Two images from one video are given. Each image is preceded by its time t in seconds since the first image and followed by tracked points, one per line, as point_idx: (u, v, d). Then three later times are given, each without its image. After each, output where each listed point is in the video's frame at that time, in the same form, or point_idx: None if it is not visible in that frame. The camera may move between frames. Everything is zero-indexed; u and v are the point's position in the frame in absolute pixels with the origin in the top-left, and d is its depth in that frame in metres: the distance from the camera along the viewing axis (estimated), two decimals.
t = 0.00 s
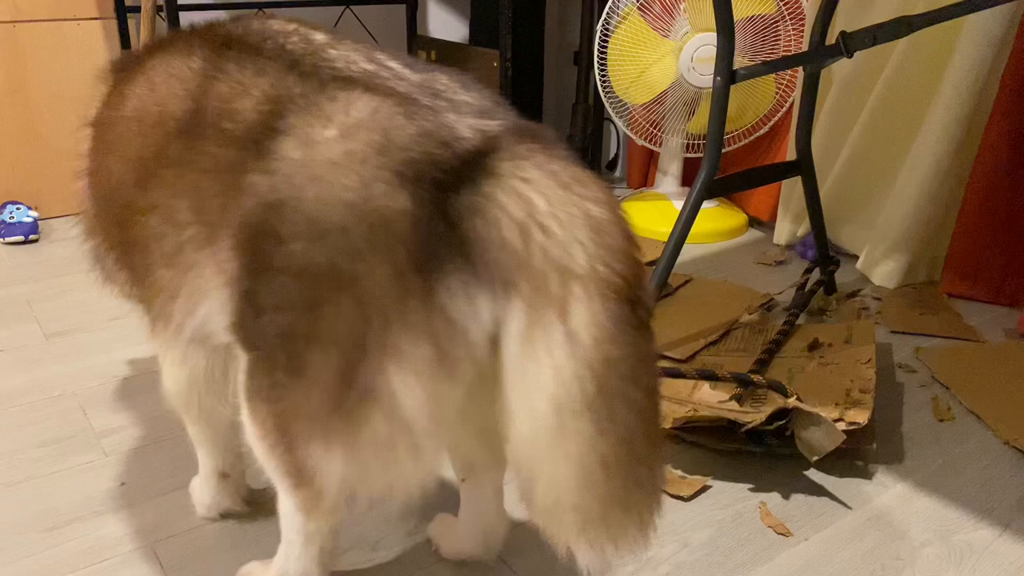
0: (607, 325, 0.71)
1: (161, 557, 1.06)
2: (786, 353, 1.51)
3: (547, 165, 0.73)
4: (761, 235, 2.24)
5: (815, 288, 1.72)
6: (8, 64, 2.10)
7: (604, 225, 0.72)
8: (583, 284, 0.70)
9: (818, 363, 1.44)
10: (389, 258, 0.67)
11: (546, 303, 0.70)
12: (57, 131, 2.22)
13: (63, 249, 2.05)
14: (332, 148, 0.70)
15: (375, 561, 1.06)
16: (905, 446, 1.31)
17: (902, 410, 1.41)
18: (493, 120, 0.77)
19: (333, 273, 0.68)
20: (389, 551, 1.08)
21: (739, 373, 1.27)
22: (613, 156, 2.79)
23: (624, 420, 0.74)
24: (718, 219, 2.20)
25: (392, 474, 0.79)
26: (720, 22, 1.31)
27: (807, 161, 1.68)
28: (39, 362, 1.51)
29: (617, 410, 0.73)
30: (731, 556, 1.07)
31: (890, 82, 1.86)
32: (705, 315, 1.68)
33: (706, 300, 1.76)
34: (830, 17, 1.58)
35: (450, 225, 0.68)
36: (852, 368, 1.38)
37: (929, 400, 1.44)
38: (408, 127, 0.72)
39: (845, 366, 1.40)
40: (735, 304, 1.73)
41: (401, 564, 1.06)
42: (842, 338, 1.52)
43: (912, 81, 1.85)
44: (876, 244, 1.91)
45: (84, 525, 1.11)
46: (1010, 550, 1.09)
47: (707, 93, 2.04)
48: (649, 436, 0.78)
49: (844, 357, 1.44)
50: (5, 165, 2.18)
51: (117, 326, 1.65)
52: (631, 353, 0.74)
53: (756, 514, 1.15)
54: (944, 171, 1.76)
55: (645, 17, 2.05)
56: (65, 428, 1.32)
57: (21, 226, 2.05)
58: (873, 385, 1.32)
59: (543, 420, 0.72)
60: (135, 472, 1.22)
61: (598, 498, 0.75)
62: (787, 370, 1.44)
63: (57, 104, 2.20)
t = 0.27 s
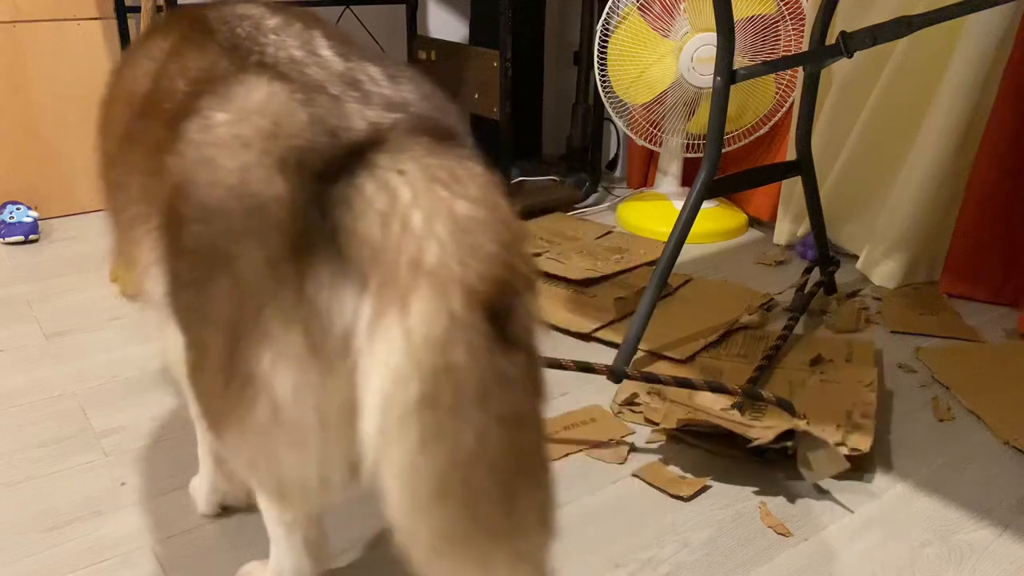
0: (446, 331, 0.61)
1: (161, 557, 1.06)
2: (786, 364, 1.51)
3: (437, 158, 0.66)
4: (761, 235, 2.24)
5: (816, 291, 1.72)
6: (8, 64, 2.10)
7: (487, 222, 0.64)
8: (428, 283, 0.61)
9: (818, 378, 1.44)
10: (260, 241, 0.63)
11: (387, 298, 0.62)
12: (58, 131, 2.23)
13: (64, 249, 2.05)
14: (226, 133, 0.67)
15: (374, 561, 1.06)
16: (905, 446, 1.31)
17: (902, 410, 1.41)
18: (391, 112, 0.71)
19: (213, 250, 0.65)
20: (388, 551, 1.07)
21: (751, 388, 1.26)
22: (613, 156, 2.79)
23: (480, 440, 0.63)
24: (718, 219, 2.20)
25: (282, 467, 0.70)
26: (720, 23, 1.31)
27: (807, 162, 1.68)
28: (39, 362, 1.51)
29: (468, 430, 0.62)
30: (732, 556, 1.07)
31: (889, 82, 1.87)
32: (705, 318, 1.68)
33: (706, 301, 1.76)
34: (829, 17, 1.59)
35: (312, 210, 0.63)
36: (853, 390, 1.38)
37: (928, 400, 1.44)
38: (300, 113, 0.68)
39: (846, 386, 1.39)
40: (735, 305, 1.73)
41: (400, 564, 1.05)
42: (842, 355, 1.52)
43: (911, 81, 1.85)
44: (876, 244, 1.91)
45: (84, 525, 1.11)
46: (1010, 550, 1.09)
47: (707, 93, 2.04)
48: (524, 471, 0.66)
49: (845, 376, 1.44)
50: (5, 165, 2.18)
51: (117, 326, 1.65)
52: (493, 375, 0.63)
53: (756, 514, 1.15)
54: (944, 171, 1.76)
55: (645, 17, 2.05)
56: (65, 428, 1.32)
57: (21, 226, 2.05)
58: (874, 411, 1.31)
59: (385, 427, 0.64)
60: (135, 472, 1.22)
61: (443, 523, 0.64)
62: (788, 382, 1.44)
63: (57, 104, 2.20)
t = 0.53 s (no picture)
0: (315, 334, 0.62)
1: (160, 556, 1.05)
2: (787, 357, 1.51)
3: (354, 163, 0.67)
4: (761, 235, 2.24)
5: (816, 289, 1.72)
6: (8, 64, 2.10)
7: (385, 226, 0.65)
8: (305, 281, 0.62)
9: (818, 369, 1.44)
10: (171, 219, 0.67)
11: (266, 290, 0.64)
12: (58, 131, 2.23)
13: (63, 249, 2.05)
14: (163, 142, 0.69)
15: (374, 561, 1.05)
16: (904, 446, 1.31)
17: (902, 410, 1.41)
18: (315, 109, 0.72)
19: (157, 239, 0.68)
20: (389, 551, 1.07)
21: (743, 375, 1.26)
22: (613, 156, 2.79)
23: (345, 444, 0.66)
24: (717, 219, 2.20)
25: (179, 449, 0.73)
26: (720, 22, 1.31)
27: (806, 162, 1.68)
28: (39, 362, 1.51)
29: (334, 433, 0.65)
30: (731, 556, 1.07)
31: (889, 82, 1.87)
32: (704, 316, 1.68)
33: (706, 301, 1.76)
34: (830, 17, 1.59)
35: (217, 194, 0.66)
36: (854, 377, 1.37)
37: (928, 400, 1.44)
38: (226, 103, 0.69)
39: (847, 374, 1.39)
40: (735, 305, 1.73)
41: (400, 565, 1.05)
42: (844, 346, 1.52)
43: (913, 81, 1.85)
44: (876, 244, 1.91)
45: (83, 525, 1.11)
46: (1010, 550, 1.09)
47: (707, 92, 2.05)
48: (388, 478, 0.69)
49: (847, 364, 1.43)
50: (6, 166, 2.18)
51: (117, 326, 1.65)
52: (360, 382, 0.65)
53: (756, 514, 1.15)
54: (944, 171, 1.76)
55: (646, 17, 2.05)
56: (65, 428, 1.32)
57: (21, 226, 2.05)
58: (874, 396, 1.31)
59: (256, 417, 0.66)
60: (135, 473, 1.22)
61: (301, 512, 0.68)
62: (789, 374, 1.44)
63: (57, 104, 2.20)
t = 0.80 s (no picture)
0: (255, 301, 0.69)
1: (161, 557, 1.05)
2: (787, 343, 1.51)
3: (295, 149, 0.74)
4: (761, 235, 2.24)
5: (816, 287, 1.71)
6: (9, 64, 2.10)
7: (313, 202, 0.72)
8: (239, 258, 0.69)
9: (817, 351, 1.43)
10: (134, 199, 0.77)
11: (208, 266, 0.71)
12: (57, 131, 2.23)
13: (64, 248, 2.05)
14: (149, 154, 0.75)
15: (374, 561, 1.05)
16: (904, 446, 1.31)
17: (902, 410, 1.41)
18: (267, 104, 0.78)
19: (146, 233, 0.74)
20: (389, 551, 1.07)
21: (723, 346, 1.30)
22: (613, 156, 2.79)
23: (302, 404, 0.72)
24: (717, 219, 2.20)
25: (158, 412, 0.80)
26: (720, 22, 1.31)
27: (807, 162, 1.68)
28: (39, 362, 1.51)
29: (291, 392, 0.71)
30: (732, 556, 1.07)
31: (889, 82, 1.87)
32: (703, 316, 1.68)
33: (706, 301, 1.76)
34: (830, 17, 1.59)
35: (170, 180, 0.74)
36: (851, 353, 1.38)
37: (929, 400, 1.44)
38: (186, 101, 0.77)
39: (844, 351, 1.40)
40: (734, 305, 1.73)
41: (400, 565, 1.05)
42: (845, 329, 1.51)
43: (913, 81, 1.85)
44: (876, 244, 1.91)
45: (84, 525, 1.11)
46: (1010, 550, 1.09)
47: (707, 92, 2.05)
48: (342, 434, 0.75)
49: (844, 343, 1.44)
50: (6, 166, 2.18)
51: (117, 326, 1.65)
52: (307, 344, 0.71)
53: (756, 513, 1.15)
54: (944, 171, 1.76)
55: (646, 17, 2.05)
56: (65, 428, 1.32)
57: (21, 226, 2.05)
58: (870, 366, 1.32)
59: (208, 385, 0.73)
60: (135, 473, 1.22)
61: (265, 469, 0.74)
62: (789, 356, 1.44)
63: (56, 104, 2.20)
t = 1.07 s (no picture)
0: (176, 277, 0.73)
1: (160, 556, 1.05)
2: (790, 352, 1.50)
3: (233, 130, 0.76)
4: (761, 235, 2.25)
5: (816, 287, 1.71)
6: (9, 64, 2.10)
7: (234, 184, 0.74)
8: (166, 235, 0.73)
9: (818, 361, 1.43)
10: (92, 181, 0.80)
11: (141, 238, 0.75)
12: (58, 131, 2.23)
13: (63, 248, 2.05)
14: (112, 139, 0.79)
15: (374, 561, 1.05)
16: (904, 446, 1.31)
17: (901, 410, 1.41)
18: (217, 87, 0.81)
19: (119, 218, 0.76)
20: (389, 551, 1.07)
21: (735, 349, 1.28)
22: (613, 156, 2.79)
23: (213, 383, 0.74)
24: (717, 220, 2.20)
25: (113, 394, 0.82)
26: (721, 23, 1.31)
27: (807, 162, 1.68)
28: (39, 362, 1.51)
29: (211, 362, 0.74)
30: (732, 556, 1.07)
31: (889, 82, 1.87)
32: (703, 316, 1.68)
33: (706, 301, 1.76)
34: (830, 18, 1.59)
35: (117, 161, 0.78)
36: (854, 367, 1.36)
37: (929, 400, 1.44)
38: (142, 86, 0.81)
39: (847, 364, 1.38)
40: (734, 305, 1.73)
41: (401, 565, 1.05)
42: (846, 339, 1.50)
43: (913, 81, 1.84)
44: (876, 244, 1.91)
45: (83, 525, 1.11)
46: (1010, 550, 1.09)
47: (707, 92, 2.04)
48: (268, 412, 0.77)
49: (847, 355, 1.42)
50: (6, 167, 2.18)
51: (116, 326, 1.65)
52: (215, 325, 0.73)
53: (756, 513, 1.15)
54: (944, 172, 1.76)
55: (646, 17, 2.05)
56: (65, 428, 1.32)
57: (21, 226, 2.05)
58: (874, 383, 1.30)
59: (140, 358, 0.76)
60: (135, 473, 1.22)
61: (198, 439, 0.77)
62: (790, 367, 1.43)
63: (56, 103, 2.20)
